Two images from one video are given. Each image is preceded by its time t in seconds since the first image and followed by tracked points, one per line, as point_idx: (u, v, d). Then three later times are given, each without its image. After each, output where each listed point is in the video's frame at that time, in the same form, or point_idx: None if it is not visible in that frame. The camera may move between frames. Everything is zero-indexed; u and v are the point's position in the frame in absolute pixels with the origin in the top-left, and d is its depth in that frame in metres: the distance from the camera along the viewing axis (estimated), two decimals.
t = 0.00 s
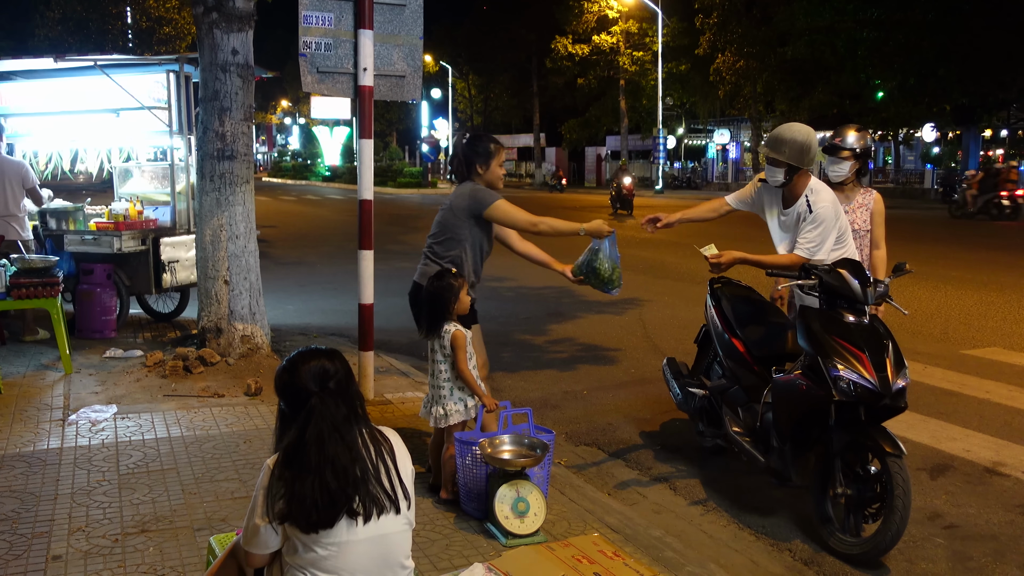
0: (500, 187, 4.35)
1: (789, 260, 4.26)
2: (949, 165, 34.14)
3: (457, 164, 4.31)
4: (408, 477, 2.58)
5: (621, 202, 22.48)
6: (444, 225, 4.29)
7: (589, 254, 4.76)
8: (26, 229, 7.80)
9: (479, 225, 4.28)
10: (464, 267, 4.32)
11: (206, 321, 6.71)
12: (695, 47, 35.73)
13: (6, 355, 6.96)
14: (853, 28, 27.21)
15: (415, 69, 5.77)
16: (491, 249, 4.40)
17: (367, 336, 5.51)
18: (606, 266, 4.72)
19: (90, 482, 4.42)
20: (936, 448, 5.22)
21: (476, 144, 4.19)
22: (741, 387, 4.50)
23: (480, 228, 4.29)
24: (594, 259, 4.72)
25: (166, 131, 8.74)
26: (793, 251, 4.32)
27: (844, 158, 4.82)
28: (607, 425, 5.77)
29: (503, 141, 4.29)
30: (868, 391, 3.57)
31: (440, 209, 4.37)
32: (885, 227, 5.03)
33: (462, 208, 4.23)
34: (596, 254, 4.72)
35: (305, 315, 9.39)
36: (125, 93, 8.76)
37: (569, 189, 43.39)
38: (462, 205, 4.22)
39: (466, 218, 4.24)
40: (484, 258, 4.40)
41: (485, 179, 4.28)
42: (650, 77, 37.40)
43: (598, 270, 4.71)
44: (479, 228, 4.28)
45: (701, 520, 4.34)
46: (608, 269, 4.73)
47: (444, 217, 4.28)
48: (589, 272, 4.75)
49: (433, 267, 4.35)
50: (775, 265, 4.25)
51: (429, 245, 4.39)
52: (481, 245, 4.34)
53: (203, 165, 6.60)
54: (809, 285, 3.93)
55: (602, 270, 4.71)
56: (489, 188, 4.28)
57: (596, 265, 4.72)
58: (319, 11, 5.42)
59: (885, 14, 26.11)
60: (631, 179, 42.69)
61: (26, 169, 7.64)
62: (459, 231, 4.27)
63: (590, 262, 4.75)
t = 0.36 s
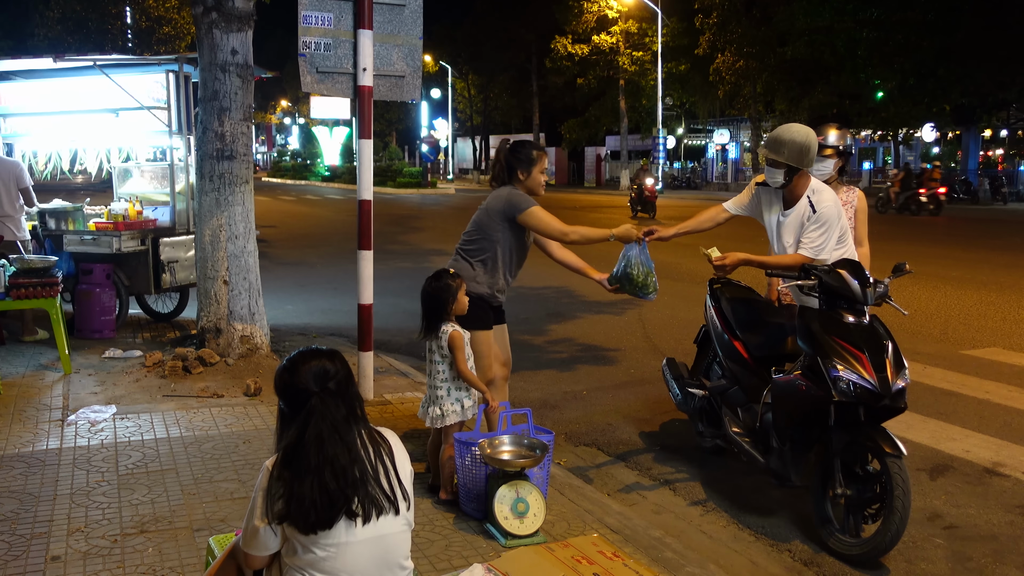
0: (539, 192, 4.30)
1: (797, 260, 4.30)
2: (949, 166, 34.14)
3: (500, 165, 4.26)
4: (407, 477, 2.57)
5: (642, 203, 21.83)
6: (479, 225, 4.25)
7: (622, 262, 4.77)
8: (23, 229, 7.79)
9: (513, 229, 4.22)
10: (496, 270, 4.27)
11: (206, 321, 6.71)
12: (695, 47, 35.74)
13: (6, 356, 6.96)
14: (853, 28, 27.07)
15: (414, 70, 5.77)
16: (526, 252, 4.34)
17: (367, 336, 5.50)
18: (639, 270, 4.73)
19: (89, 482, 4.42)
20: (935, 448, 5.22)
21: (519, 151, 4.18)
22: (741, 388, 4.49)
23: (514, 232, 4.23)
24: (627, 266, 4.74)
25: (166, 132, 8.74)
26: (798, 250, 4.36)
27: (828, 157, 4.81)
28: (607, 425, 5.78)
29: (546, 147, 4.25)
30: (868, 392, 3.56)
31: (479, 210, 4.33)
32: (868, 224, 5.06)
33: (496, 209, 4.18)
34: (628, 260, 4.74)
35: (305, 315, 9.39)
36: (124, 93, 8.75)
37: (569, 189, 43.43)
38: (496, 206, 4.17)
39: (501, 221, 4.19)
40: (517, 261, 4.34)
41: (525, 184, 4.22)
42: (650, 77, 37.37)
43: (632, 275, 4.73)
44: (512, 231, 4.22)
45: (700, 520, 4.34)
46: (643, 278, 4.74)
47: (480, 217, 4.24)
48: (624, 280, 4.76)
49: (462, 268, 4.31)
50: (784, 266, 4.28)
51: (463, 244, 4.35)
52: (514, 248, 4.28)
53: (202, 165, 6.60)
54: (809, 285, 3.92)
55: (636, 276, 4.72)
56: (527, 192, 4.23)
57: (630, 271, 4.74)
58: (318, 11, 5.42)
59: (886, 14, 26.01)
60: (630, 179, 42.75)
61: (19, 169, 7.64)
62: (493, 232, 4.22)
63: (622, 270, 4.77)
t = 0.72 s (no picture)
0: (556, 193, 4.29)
1: (783, 249, 4.27)
2: (948, 166, 34.15)
3: (519, 165, 4.25)
4: (406, 477, 2.57)
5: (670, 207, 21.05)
6: (495, 223, 4.22)
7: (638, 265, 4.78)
8: (21, 229, 7.78)
9: (529, 228, 4.19)
10: (511, 269, 4.23)
11: (205, 321, 6.71)
12: (695, 47, 35.79)
13: (4, 355, 6.95)
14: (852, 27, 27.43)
15: (414, 69, 5.76)
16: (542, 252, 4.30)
17: (367, 335, 5.50)
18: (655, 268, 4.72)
19: (88, 482, 4.42)
20: (934, 448, 5.22)
21: (536, 152, 4.17)
22: (740, 388, 4.49)
23: (530, 231, 4.20)
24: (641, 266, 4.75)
25: (166, 131, 8.74)
26: (788, 241, 4.32)
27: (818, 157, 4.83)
28: (606, 425, 5.78)
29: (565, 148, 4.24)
30: (867, 392, 3.56)
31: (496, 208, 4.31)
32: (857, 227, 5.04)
33: (514, 208, 4.15)
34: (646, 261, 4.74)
35: (304, 315, 9.39)
36: (123, 93, 8.74)
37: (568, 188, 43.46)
38: (514, 205, 4.14)
39: (517, 219, 4.15)
40: (532, 262, 4.31)
41: (543, 185, 4.21)
42: (649, 76, 37.39)
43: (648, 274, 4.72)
44: (528, 230, 4.19)
45: (700, 520, 4.34)
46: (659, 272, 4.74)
47: (497, 215, 4.21)
48: (639, 279, 4.76)
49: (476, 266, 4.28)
50: (768, 255, 4.25)
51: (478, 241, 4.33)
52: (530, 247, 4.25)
53: (201, 165, 6.59)
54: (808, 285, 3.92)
55: (651, 273, 4.71)
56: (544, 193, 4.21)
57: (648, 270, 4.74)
58: (318, 11, 5.41)
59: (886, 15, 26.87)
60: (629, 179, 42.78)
61: (15, 168, 7.64)
62: (510, 231, 4.19)
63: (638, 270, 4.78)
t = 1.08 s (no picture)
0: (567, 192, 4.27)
1: (768, 229, 4.21)
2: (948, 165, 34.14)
3: (528, 165, 4.24)
4: (407, 476, 2.57)
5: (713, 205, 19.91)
6: (503, 222, 4.21)
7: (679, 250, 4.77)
8: (20, 228, 7.78)
9: (538, 229, 4.18)
10: (519, 269, 4.23)
11: (205, 320, 6.72)
12: (695, 47, 35.81)
13: (4, 355, 6.95)
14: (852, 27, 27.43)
15: (414, 69, 5.76)
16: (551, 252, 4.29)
17: (367, 334, 5.49)
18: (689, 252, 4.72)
19: (88, 482, 4.42)
20: (935, 447, 5.22)
21: (546, 153, 4.16)
22: (741, 387, 4.50)
23: (539, 232, 4.19)
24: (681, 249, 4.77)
25: (166, 131, 8.75)
26: (776, 223, 4.27)
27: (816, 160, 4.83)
28: (607, 424, 5.78)
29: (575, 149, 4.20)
30: (868, 391, 3.56)
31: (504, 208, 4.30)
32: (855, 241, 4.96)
33: (522, 207, 4.13)
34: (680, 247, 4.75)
35: (305, 315, 9.38)
36: (123, 94, 8.74)
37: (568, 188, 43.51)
38: (522, 205, 4.12)
39: (524, 220, 4.14)
40: (539, 263, 4.29)
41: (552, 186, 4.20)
42: (649, 76, 37.40)
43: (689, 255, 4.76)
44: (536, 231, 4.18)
45: (700, 520, 4.34)
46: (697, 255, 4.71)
47: (504, 215, 4.20)
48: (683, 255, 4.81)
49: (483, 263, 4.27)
50: (751, 234, 4.18)
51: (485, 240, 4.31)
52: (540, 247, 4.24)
53: (201, 164, 6.59)
54: (808, 284, 3.91)
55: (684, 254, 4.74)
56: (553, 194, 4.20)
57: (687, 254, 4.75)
58: (317, 11, 5.41)
59: (886, 15, 26.59)
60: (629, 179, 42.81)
61: (14, 167, 7.64)
62: (519, 231, 4.18)
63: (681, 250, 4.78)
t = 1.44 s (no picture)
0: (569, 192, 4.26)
1: (765, 220, 4.22)
2: (948, 164, 34.14)
3: (527, 165, 4.23)
4: (407, 475, 2.57)
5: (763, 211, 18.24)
6: (502, 223, 4.21)
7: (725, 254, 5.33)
8: (20, 228, 7.78)
9: (535, 230, 4.18)
10: (518, 269, 4.23)
11: (206, 320, 6.72)
12: (696, 46, 35.81)
13: (5, 355, 6.95)
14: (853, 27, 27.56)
15: (415, 68, 5.76)
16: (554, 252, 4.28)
17: (367, 333, 5.49)
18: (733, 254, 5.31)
19: (89, 481, 4.42)
20: (935, 446, 5.22)
21: (546, 152, 4.14)
22: (741, 386, 4.49)
23: (536, 233, 4.19)
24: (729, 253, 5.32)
25: (166, 131, 8.75)
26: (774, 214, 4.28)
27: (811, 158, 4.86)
28: (608, 423, 5.77)
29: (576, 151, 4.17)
30: (868, 390, 3.56)
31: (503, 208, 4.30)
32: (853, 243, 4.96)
33: (520, 208, 4.14)
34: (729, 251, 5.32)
35: (305, 314, 9.37)
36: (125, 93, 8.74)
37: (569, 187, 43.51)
38: (519, 205, 4.13)
39: (522, 221, 4.14)
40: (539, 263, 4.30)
41: (550, 186, 4.19)
42: (649, 76, 37.36)
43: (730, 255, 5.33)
44: (533, 231, 4.17)
45: (701, 518, 4.34)
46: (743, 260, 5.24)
47: (503, 215, 4.21)
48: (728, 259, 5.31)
49: (482, 264, 4.27)
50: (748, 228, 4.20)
51: (485, 240, 4.31)
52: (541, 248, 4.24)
53: (202, 163, 6.59)
54: (808, 283, 3.91)
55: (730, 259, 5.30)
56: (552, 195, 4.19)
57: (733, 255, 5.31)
58: (318, 10, 5.42)
59: (886, 14, 26.52)
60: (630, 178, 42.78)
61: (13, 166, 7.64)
62: (517, 232, 4.18)
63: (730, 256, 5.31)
